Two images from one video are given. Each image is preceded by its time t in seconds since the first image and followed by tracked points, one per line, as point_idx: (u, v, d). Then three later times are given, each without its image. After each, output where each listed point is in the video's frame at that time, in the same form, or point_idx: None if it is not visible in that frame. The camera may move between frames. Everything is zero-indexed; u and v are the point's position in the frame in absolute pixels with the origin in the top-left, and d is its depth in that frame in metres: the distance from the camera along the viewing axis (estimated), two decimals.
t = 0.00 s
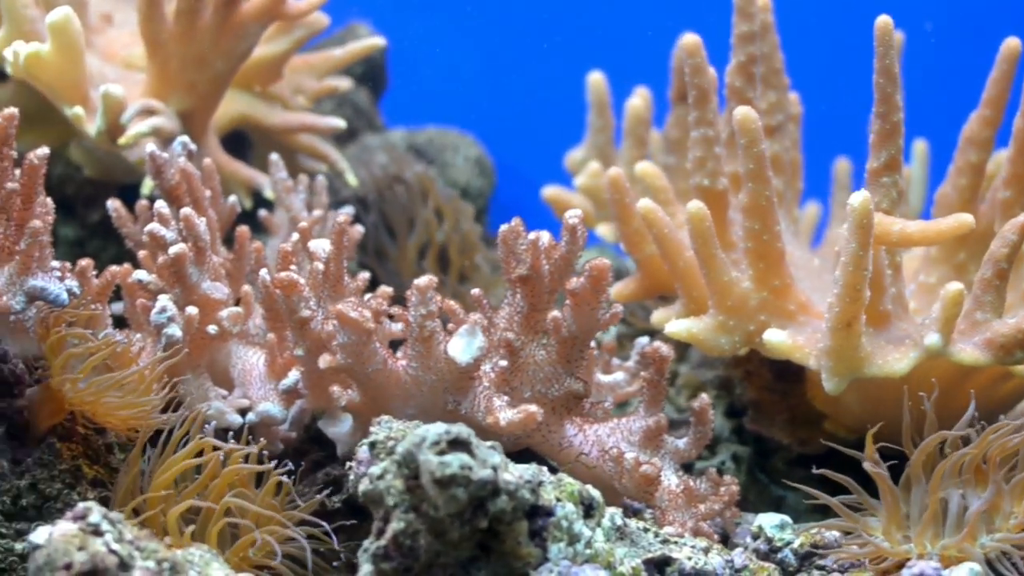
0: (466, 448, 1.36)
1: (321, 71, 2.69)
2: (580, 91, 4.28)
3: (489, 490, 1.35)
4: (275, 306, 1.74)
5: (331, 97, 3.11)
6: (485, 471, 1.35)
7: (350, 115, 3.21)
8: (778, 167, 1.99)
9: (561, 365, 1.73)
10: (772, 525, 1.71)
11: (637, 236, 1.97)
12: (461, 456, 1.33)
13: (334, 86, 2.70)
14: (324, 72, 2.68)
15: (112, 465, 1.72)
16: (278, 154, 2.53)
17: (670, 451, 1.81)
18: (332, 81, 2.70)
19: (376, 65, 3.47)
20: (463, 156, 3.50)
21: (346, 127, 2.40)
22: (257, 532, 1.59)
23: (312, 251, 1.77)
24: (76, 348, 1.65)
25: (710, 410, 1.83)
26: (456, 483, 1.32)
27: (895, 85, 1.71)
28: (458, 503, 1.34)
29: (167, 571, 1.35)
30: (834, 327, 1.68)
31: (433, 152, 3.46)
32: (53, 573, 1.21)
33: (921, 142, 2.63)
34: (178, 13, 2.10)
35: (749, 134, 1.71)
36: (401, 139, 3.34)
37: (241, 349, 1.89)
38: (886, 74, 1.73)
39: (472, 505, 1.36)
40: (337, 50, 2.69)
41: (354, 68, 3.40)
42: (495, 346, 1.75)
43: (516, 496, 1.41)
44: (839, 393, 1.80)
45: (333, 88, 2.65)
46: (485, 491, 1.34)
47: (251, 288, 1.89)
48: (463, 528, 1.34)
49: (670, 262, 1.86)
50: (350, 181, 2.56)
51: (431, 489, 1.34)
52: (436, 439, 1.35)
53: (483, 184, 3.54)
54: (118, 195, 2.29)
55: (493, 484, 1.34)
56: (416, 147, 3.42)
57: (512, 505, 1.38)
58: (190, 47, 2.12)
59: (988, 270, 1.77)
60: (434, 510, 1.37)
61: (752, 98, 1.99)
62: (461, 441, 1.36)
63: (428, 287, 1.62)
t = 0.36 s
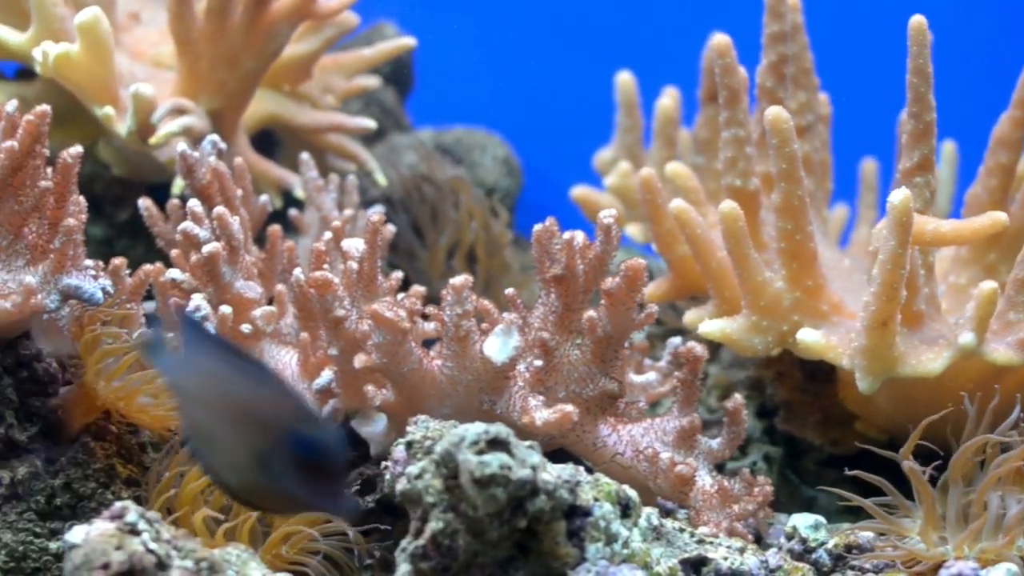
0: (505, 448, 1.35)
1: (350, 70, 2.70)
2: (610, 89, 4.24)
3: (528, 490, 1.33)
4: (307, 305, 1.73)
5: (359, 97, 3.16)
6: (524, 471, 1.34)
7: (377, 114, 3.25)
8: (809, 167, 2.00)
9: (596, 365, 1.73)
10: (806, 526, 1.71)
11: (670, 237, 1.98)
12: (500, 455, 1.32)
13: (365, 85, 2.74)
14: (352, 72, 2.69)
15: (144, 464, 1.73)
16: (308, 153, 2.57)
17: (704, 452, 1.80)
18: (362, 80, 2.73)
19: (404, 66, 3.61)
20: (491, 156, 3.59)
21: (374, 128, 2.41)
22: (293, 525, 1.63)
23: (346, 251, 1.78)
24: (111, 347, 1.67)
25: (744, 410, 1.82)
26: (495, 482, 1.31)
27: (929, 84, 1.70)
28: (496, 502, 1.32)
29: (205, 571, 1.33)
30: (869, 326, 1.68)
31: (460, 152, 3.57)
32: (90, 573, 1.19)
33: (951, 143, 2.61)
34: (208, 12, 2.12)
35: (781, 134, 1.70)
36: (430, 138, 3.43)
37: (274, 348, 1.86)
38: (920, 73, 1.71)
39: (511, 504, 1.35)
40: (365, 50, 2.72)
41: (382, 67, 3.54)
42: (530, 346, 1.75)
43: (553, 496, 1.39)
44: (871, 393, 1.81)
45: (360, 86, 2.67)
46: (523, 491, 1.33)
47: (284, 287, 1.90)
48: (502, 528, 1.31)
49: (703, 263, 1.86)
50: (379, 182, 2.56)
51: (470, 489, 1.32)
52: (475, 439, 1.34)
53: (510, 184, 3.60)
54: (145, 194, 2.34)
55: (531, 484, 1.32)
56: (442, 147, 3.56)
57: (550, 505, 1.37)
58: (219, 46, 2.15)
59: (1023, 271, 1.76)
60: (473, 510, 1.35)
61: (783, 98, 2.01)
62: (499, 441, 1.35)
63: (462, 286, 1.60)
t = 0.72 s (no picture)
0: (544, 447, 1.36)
1: (380, 69, 2.76)
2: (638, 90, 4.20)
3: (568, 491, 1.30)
4: (343, 304, 1.75)
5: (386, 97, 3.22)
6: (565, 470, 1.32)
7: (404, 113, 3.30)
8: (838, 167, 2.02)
9: (630, 365, 1.73)
10: (840, 525, 1.71)
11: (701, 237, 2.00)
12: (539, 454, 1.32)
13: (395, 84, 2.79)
14: (381, 70, 2.75)
15: (177, 464, 1.70)
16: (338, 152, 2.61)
17: (738, 451, 1.80)
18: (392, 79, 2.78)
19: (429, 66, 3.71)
20: (517, 156, 3.62)
21: (405, 127, 2.51)
22: (327, 526, 1.60)
23: (380, 250, 1.79)
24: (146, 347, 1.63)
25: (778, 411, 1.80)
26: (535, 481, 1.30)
27: (965, 84, 1.70)
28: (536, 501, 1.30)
29: (242, 570, 1.31)
30: (902, 326, 1.68)
31: (487, 151, 3.60)
32: (127, 573, 1.19)
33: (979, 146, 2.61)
34: (238, 11, 2.18)
35: (813, 133, 1.69)
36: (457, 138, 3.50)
37: (305, 348, 1.89)
38: (957, 73, 1.72)
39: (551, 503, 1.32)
40: (394, 49, 2.77)
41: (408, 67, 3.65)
42: (564, 346, 1.74)
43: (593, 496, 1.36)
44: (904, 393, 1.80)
45: (390, 85, 2.72)
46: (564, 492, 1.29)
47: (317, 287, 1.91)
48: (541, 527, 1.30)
49: (735, 263, 1.87)
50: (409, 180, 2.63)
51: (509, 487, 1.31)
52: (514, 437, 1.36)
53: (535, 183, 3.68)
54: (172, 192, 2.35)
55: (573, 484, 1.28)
56: (470, 146, 3.54)
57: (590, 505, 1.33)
58: (249, 46, 2.20)
59: None
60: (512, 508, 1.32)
61: (814, 98, 2.04)
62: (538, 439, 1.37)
63: (498, 286, 1.60)
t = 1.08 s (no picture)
0: (582, 448, 1.30)
1: (409, 68, 2.79)
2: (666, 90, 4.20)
3: (605, 490, 1.28)
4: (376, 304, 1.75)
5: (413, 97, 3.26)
6: (603, 470, 1.29)
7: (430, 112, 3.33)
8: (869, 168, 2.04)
9: (664, 365, 1.72)
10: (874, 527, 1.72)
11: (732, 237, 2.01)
12: (577, 455, 1.26)
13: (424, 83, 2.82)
14: (409, 69, 2.78)
15: (209, 463, 1.71)
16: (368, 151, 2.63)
17: (772, 453, 1.79)
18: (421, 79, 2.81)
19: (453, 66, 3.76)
20: (545, 155, 3.65)
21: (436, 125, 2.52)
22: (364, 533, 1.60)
23: (414, 249, 1.80)
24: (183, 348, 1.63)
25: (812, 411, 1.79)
26: (572, 482, 1.26)
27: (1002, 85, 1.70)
28: (574, 501, 1.27)
29: (279, 571, 1.31)
30: (935, 325, 1.65)
31: (514, 151, 3.61)
32: (163, 574, 1.17)
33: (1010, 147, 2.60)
34: (267, 10, 2.19)
35: (847, 134, 1.68)
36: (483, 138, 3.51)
37: (337, 348, 1.90)
38: (993, 74, 1.72)
39: (589, 504, 1.31)
40: (422, 48, 2.80)
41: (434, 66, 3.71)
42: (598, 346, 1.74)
43: (630, 496, 1.32)
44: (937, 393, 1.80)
45: (418, 84, 2.75)
46: (602, 491, 1.28)
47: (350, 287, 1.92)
48: (581, 529, 1.28)
49: (768, 264, 1.86)
50: (438, 180, 2.67)
51: (545, 489, 1.27)
52: (552, 439, 1.28)
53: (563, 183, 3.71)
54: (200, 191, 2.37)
55: (610, 483, 1.28)
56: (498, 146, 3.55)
57: (628, 506, 1.31)
58: (278, 44, 2.22)
59: None
60: (551, 509, 1.30)
61: (845, 98, 2.08)
62: (577, 441, 1.30)
63: (533, 285, 1.59)
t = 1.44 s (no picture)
0: (620, 448, 1.28)
1: (437, 68, 2.79)
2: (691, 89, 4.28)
3: (643, 491, 1.26)
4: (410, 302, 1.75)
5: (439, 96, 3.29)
6: (641, 471, 1.27)
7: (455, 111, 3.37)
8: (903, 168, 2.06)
9: (698, 366, 1.71)
10: (908, 527, 1.73)
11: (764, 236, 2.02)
12: (615, 455, 1.25)
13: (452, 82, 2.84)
14: (437, 68, 2.79)
15: (242, 463, 1.69)
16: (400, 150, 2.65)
17: (805, 453, 1.80)
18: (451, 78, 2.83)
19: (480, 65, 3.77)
20: (571, 155, 3.66)
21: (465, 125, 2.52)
22: (398, 536, 1.59)
23: (446, 249, 1.80)
24: (214, 346, 1.59)
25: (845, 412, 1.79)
26: (610, 482, 1.25)
27: None
28: (612, 502, 1.25)
29: (316, 572, 1.26)
30: (971, 327, 1.65)
31: (543, 151, 3.61)
32: (199, 573, 1.15)
33: None
34: (298, 10, 2.21)
35: (880, 133, 1.69)
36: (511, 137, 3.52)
37: (369, 348, 1.89)
38: None
39: (626, 505, 1.29)
40: (451, 48, 2.80)
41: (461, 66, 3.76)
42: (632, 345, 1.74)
43: (667, 496, 1.29)
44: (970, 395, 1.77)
45: (447, 84, 2.77)
46: (639, 492, 1.26)
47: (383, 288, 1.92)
48: (617, 530, 1.26)
49: (800, 264, 1.86)
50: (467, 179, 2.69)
51: (583, 489, 1.26)
52: (589, 438, 1.28)
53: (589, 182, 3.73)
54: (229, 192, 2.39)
55: (648, 485, 1.26)
56: (526, 145, 3.55)
57: (665, 506, 1.28)
58: (308, 43, 2.22)
59: None
60: (588, 510, 1.28)
61: (876, 98, 2.10)
62: (614, 440, 1.29)
63: (568, 285, 1.60)
